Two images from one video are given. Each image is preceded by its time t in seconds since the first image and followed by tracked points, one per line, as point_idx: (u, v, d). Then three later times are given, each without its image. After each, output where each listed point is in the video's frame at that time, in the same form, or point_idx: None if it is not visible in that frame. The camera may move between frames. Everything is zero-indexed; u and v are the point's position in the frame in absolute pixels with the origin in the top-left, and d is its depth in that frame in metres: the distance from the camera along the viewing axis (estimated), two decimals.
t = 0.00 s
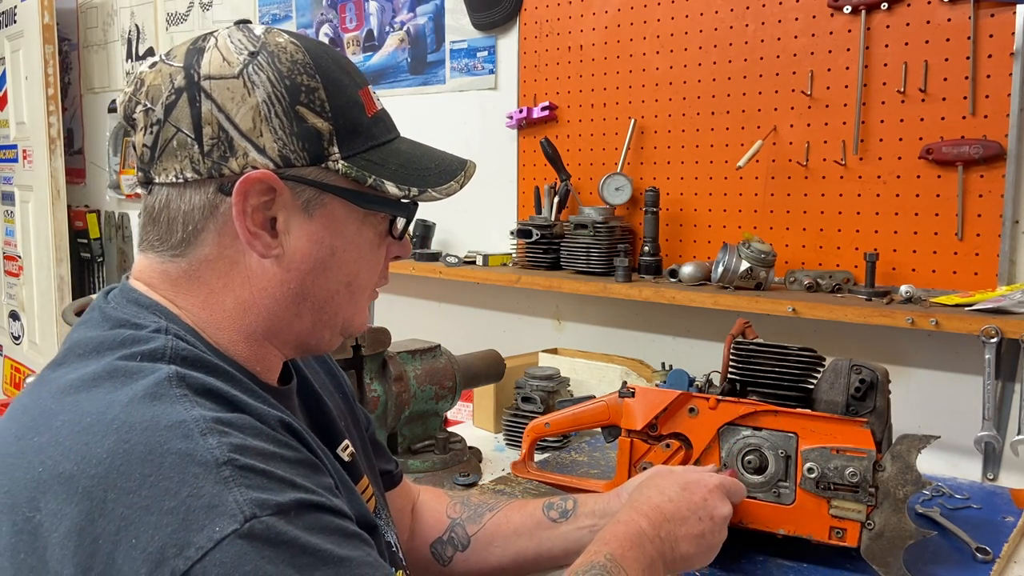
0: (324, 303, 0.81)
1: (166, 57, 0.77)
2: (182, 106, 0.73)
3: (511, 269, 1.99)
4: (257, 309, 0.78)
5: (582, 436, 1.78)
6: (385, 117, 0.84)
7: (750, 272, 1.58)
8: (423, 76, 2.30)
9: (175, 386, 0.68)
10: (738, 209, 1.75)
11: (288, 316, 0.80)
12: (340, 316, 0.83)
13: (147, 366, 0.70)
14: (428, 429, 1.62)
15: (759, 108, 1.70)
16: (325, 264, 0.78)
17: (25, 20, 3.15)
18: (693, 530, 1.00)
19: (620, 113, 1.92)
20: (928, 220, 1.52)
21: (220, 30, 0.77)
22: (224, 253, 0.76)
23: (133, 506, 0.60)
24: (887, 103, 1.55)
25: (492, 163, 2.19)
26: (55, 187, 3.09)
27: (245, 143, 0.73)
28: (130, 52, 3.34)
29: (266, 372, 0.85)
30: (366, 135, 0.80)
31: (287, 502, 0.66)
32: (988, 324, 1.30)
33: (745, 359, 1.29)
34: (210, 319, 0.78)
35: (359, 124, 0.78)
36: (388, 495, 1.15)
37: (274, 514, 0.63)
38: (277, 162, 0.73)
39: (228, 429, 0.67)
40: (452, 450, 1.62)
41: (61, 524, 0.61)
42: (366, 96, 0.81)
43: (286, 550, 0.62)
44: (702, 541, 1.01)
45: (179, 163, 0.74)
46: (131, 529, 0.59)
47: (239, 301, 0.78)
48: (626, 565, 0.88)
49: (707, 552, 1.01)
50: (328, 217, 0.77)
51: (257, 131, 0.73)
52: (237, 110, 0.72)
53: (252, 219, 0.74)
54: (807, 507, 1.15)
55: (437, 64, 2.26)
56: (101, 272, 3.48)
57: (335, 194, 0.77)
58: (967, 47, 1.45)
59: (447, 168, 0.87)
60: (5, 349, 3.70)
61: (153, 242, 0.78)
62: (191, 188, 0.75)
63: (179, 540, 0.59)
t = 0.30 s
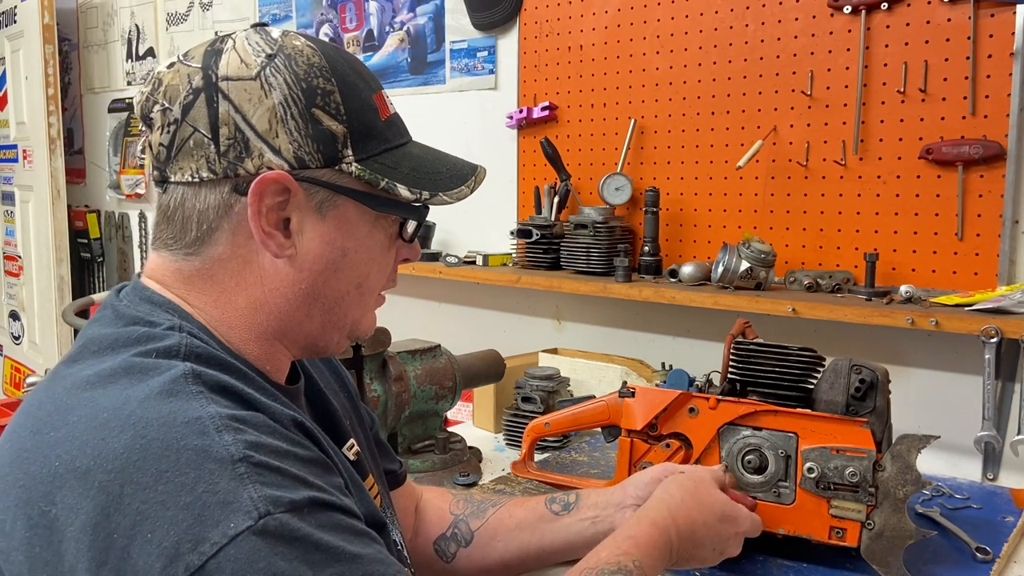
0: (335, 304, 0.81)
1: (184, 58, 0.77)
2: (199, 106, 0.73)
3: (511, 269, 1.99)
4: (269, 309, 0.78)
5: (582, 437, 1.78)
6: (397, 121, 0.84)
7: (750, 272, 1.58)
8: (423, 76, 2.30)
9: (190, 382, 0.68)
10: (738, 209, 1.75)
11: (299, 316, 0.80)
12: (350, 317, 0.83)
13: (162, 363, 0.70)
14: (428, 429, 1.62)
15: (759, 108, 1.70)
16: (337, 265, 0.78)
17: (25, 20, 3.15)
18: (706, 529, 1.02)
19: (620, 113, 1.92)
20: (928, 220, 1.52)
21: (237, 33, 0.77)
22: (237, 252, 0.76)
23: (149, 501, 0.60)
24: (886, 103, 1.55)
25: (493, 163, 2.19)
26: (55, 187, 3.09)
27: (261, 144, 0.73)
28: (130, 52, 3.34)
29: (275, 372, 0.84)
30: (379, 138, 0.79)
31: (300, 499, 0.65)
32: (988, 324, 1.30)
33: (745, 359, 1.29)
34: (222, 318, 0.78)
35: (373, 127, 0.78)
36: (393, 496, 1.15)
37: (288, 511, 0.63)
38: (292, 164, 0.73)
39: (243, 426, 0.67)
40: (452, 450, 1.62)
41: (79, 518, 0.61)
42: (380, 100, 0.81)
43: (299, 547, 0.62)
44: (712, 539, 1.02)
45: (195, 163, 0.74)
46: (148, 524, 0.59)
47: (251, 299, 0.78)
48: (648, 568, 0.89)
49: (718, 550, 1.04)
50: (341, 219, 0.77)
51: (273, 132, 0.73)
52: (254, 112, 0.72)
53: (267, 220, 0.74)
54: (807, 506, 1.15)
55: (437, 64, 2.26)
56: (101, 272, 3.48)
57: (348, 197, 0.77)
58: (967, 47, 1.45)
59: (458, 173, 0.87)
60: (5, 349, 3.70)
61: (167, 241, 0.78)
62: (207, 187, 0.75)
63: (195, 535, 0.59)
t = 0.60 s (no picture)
0: (337, 303, 0.81)
1: (185, 58, 0.77)
2: (201, 106, 0.73)
3: (511, 269, 1.99)
4: (272, 308, 0.78)
5: (582, 437, 1.78)
6: (398, 120, 0.84)
7: (750, 272, 1.58)
8: (423, 75, 2.30)
9: (195, 382, 0.68)
10: (738, 209, 1.75)
11: (301, 315, 0.80)
12: (351, 316, 0.83)
13: (167, 363, 0.70)
14: (428, 429, 1.62)
15: (759, 108, 1.70)
16: (339, 264, 0.78)
17: (25, 20, 3.15)
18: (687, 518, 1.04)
19: (620, 114, 1.92)
20: (928, 220, 1.52)
21: (239, 34, 0.77)
22: (240, 251, 0.76)
23: (155, 501, 0.60)
24: (887, 103, 1.55)
25: (493, 163, 2.18)
26: (55, 187, 3.09)
27: (263, 143, 0.73)
28: (130, 52, 3.34)
29: (278, 372, 0.84)
30: (381, 138, 0.80)
31: (304, 499, 0.66)
32: (988, 324, 1.30)
33: (745, 360, 1.29)
34: (225, 317, 0.78)
35: (374, 126, 0.79)
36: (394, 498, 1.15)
37: (292, 512, 0.63)
38: (293, 163, 0.73)
39: (247, 426, 0.67)
40: (452, 450, 1.62)
41: (84, 517, 0.61)
42: (381, 99, 0.81)
43: (304, 547, 0.63)
44: (693, 527, 1.04)
45: (198, 163, 0.74)
46: (153, 523, 0.60)
47: (253, 299, 0.78)
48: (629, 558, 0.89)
49: (703, 530, 1.06)
50: (343, 218, 0.77)
51: (275, 132, 0.73)
52: (256, 111, 0.72)
53: (269, 219, 0.74)
54: (806, 506, 1.15)
55: (437, 63, 2.26)
56: (101, 272, 3.48)
57: (349, 195, 0.77)
58: (967, 47, 1.45)
59: (459, 171, 0.87)
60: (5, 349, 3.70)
61: (169, 240, 0.78)
62: (209, 187, 0.75)
63: (200, 535, 0.59)
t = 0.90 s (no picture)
0: (332, 300, 0.80)
1: (180, 59, 0.77)
2: (195, 106, 0.73)
3: (511, 269, 1.99)
4: (269, 306, 0.78)
5: (582, 437, 1.78)
6: (393, 117, 0.83)
7: (750, 272, 1.58)
8: (423, 76, 2.30)
9: (200, 379, 0.68)
10: (738, 209, 1.75)
11: (298, 313, 0.79)
12: (348, 314, 0.82)
13: (171, 360, 0.70)
14: (428, 429, 1.62)
15: (759, 108, 1.70)
16: (335, 262, 0.78)
17: (25, 20, 3.15)
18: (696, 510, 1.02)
19: (620, 113, 1.92)
20: (928, 220, 1.52)
21: (233, 34, 0.77)
22: (236, 251, 0.76)
23: (162, 494, 0.60)
24: (887, 103, 1.55)
25: (493, 163, 2.19)
26: (55, 187, 3.10)
27: (256, 141, 0.73)
28: (130, 52, 3.34)
29: (275, 370, 0.84)
30: (375, 135, 0.79)
31: (312, 486, 0.66)
32: (988, 324, 1.30)
33: (745, 359, 1.29)
34: (224, 316, 0.78)
35: (369, 124, 0.78)
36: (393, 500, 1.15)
37: (301, 499, 0.64)
38: (287, 161, 0.73)
39: (252, 419, 0.68)
40: (452, 450, 1.62)
41: (94, 512, 0.61)
42: (376, 98, 0.81)
43: (315, 533, 0.63)
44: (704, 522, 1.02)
45: (192, 162, 0.74)
46: (161, 516, 0.60)
47: (250, 297, 0.78)
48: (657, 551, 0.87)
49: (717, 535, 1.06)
50: (338, 216, 0.77)
51: (268, 130, 0.72)
52: (249, 110, 0.72)
53: (264, 217, 0.74)
54: (806, 506, 1.15)
55: (437, 64, 2.26)
56: (101, 272, 3.49)
57: (344, 193, 0.77)
58: (967, 47, 1.45)
59: (455, 168, 0.87)
60: (5, 349, 3.70)
61: (167, 240, 0.78)
62: (204, 186, 0.75)
63: (209, 526, 0.59)
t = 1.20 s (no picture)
0: (329, 298, 0.80)
1: (179, 60, 0.77)
2: (193, 106, 0.73)
3: (511, 269, 1.99)
4: (266, 304, 0.78)
5: (582, 437, 1.78)
6: (390, 117, 0.83)
7: (750, 272, 1.58)
8: (423, 76, 2.30)
9: (197, 364, 0.69)
10: (738, 209, 1.75)
11: (295, 311, 0.80)
12: (345, 311, 0.82)
13: (170, 346, 0.70)
14: (428, 429, 1.62)
15: (759, 108, 1.70)
16: (332, 260, 0.78)
17: (25, 20, 3.15)
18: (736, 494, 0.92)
19: (620, 113, 1.92)
20: (928, 220, 1.52)
21: (231, 35, 0.77)
22: (233, 249, 0.76)
23: (168, 462, 0.61)
24: (886, 103, 1.55)
25: (493, 163, 2.19)
26: (55, 187, 3.10)
27: (253, 141, 0.73)
28: (130, 52, 3.34)
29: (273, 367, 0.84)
30: (370, 135, 0.79)
31: (318, 438, 0.65)
32: (988, 324, 1.30)
33: (744, 359, 1.29)
34: (221, 313, 0.78)
35: (364, 123, 0.78)
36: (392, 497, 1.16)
37: (308, 447, 0.63)
38: (283, 160, 0.73)
39: (252, 389, 0.69)
40: (452, 450, 1.62)
41: (104, 499, 0.61)
42: (372, 97, 0.80)
43: (327, 472, 0.62)
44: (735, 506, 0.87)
45: (191, 162, 0.74)
46: (171, 482, 0.60)
47: (248, 296, 0.78)
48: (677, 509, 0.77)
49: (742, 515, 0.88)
50: (335, 214, 0.77)
51: (265, 130, 0.73)
52: (245, 110, 0.72)
53: (261, 215, 0.74)
54: (806, 506, 1.15)
55: (437, 64, 2.26)
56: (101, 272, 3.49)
57: (341, 192, 0.76)
58: (967, 47, 1.45)
59: (450, 166, 0.87)
60: (5, 349, 3.70)
61: (164, 239, 0.79)
62: (202, 185, 0.75)
63: (219, 484, 0.59)
